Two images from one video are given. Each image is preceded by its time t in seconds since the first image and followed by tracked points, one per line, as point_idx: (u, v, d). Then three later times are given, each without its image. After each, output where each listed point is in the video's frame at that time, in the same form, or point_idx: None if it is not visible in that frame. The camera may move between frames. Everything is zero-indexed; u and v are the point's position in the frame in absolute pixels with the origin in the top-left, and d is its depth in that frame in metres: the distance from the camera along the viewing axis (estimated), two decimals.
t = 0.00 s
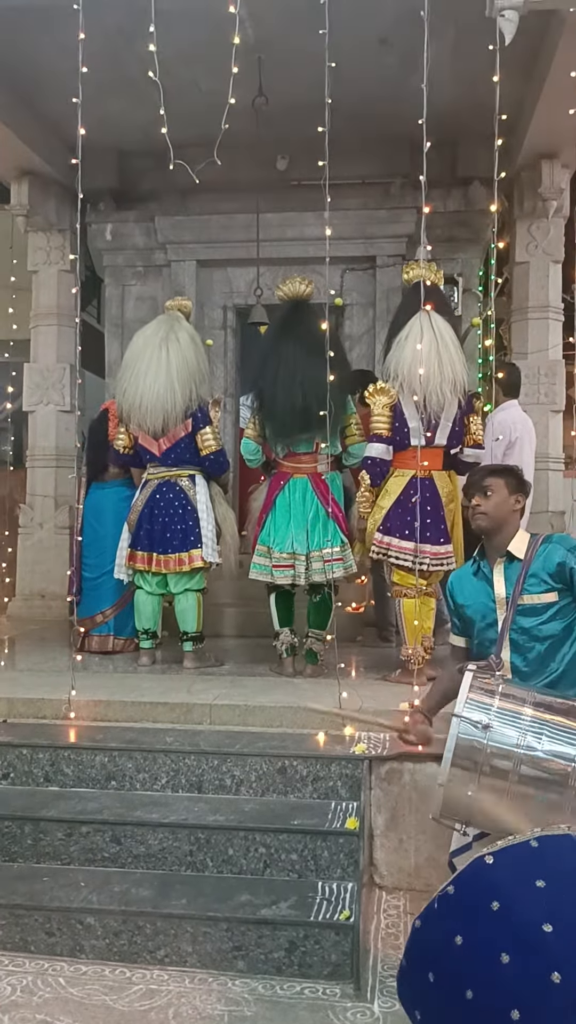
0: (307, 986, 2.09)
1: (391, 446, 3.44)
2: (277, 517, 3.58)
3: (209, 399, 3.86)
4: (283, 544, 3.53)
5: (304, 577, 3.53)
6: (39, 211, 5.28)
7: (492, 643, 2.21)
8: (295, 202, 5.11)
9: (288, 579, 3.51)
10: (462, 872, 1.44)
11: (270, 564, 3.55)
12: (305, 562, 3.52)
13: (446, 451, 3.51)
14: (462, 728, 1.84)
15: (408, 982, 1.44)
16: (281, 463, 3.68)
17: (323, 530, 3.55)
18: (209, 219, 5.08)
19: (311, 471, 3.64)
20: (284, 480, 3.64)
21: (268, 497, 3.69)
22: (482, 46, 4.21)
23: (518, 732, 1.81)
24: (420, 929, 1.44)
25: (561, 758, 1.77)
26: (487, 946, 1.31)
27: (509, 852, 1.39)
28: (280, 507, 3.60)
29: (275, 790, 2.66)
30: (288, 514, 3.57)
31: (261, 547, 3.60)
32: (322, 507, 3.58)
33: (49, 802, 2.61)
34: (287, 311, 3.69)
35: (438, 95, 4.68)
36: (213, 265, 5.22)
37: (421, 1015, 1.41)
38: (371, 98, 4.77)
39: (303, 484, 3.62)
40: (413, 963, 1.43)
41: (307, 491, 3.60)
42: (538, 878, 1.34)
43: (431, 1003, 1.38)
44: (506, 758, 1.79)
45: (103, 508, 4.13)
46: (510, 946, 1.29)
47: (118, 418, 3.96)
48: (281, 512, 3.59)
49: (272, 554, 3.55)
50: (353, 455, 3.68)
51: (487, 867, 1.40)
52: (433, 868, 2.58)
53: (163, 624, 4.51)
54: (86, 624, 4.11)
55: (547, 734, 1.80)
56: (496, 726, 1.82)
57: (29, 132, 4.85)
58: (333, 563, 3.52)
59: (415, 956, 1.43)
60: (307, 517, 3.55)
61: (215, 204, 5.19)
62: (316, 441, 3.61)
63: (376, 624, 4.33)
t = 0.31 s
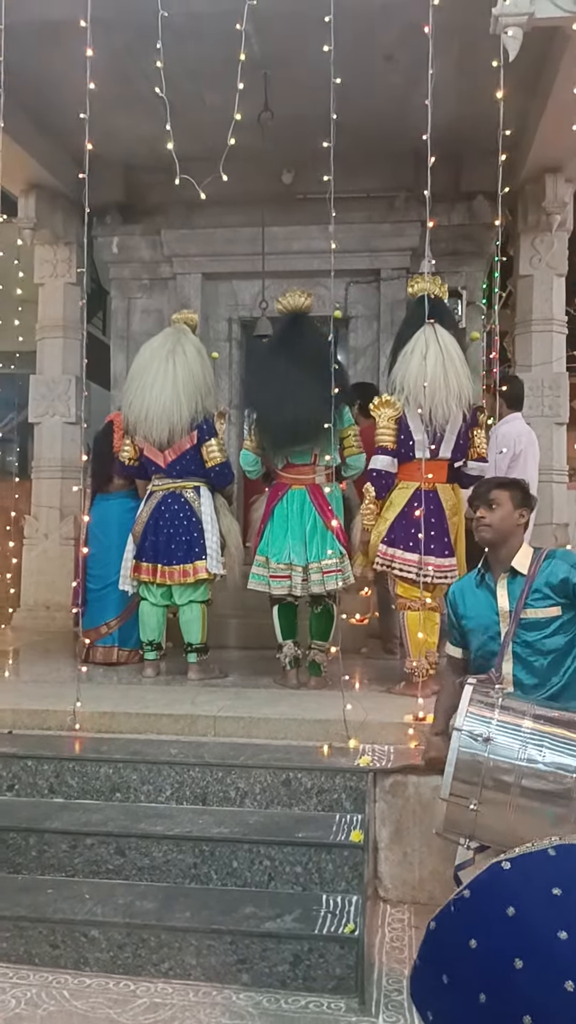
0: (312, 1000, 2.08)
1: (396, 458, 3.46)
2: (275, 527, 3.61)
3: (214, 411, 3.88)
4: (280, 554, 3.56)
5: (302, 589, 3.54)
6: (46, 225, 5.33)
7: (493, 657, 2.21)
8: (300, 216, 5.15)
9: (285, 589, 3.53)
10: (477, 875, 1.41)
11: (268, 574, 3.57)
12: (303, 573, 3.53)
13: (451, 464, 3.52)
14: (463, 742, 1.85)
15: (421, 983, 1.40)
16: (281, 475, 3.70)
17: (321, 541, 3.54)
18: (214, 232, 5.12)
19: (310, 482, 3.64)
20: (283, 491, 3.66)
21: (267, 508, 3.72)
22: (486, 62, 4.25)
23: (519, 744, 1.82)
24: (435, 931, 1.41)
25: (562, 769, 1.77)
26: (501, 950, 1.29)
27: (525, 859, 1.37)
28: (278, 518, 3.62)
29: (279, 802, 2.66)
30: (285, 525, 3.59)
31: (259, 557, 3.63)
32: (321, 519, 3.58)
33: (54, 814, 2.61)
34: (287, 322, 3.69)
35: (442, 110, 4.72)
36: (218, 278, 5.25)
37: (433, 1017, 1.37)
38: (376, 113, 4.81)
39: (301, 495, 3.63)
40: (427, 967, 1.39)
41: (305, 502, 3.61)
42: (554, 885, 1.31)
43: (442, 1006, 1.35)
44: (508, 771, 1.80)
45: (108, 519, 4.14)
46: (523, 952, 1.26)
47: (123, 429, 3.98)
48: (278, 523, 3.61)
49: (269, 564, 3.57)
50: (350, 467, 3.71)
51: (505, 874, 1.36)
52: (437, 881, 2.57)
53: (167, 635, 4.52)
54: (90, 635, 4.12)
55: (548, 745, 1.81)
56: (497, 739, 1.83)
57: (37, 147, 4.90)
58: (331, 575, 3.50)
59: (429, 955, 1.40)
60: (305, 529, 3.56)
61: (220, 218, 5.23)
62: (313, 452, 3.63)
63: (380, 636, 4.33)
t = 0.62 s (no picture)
0: (315, 1016, 2.07)
1: (400, 472, 3.46)
2: (273, 540, 3.62)
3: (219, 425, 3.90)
4: (277, 567, 3.57)
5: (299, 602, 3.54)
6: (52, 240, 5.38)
7: (492, 672, 2.22)
8: (303, 231, 5.19)
9: (283, 602, 3.54)
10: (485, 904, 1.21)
11: (265, 587, 3.59)
12: (301, 587, 3.54)
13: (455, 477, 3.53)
14: (465, 756, 1.86)
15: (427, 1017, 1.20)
16: (278, 488, 3.71)
17: (320, 556, 3.55)
18: (219, 247, 5.16)
19: (307, 496, 3.65)
20: (280, 505, 3.67)
21: (265, 521, 3.73)
22: (488, 79, 4.29)
23: (520, 757, 1.82)
24: (441, 960, 1.21)
25: (562, 785, 1.76)
26: (505, 991, 1.07)
27: (537, 887, 1.16)
28: (276, 531, 3.63)
29: (283, 816, 2.65)
30: (283, 539, 3.60)
31: (259, 571, 3.64)
32: (318, 533, 3.59)
33: (57, 828, 2.61)
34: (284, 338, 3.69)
35: (444, 126, 4.76)
36: (222, 292, 5.29)
37: None
38: (378, 130, 4.86)
39: (298, 509, 3.64)
40: (431, 999, 1.19)
41: (302, 516, 3.62)
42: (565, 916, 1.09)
43: None
44: (509, 786, 1.80)
45: (112, 533, 4.15)
46: (528, 989, 1.05)
47: (127, 443, 4.00)
48: (276, 536, 3.62)
49: (268, 576, 3.58)
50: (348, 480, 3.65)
51: (514, 904, 1.16)
52: (442, 896, 2.56)
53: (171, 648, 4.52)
54: (94, 648, 4.13)
55: (549, 760, 1.80)
56: (498, 753, 1.83)
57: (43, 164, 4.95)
58: (329, 589, 3.52)
59: (434, 986, 1.20)
60: (303, 543, 3.58)
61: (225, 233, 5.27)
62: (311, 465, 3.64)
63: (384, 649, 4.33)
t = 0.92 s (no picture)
0: None
1: (402, 481, 3.47)
2: (271, 550, 3.63)
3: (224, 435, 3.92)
4: (274, 576, 3.58)
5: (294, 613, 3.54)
6: (58, 251, 5.41)
7: (501, 680, 2.21)
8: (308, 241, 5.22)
9: (278, 613, 3.54)
10: (476, 902, 1.37)
11: (261, 596, 3.59)
12: (297, 597, 3.54)
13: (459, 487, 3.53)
14: (470, 758, 1.86)
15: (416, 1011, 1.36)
16: (278, 498, 3.72)
17: (317, 566, 3.56)
18: (224, 258, 5.19)
19: (305, 506, 3.66)
20: (279, 515, 3.68)
21: (265, 531, 3.74)
22: (491, 90, 4.31)
23: (527, 762, 1.82)
24: (430, 958, 1.36)
25: (566, 795, 1.76)
26: (498, 981, 1.24)
27: (525, 887, 1.33)
28: (274, 541, 3.64)
29: (288, 827, 2.65)
30: (281, 549, 3.61)
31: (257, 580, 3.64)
32: (316, 543, 3.60)
33: (62, 838, 2.61)
34: (285, 350, 3.70)
35: (448, 138, 4.79)
36: (227, 303, 5.32)
37: None
38: (382, 141, 4.89)
39: (297, 519, 3.64)
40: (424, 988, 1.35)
41: (300, 526, 3.62)
42: (555, 915, 1.27)
43: None
44: (513, 794, 1.80)
45: (117, 542, 4.16)
46: (522, 983, 1.21)
47: (133, 453, 4.01)
48: (274, 547, 3.63)
49: (264, 586, 3.59)
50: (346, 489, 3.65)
51: (504, 903, 1.32)
52: (447, 908, 2.55)
53: (176, 658, 4.52)
54: (100, 658, 4.13)
55: (555, 767, 1.80)
56: (505, 757, 1.83)
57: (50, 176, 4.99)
58: (325, 599, 3.53)
59: (424, 982, 1.36)
60: (299, 554, 3.58)
61: (230, 244, 5.29)
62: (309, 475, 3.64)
63: (389, 659, 4.33)
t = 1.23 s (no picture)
0: None
1: (404, 487, 3.48)
2: (275, 556, 3.62)
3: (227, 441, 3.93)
4: (278, 582, 3.57)
5: (299, 618, 3.53)
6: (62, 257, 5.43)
7: (506, 690, 2.21)
8: (311, 247, 5.22)
9: (282, 618, 3.52)
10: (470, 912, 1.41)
11: (265, 602, 3.57)
12: (301, 603, 3.53)
13: (461, 491, 3.51)
14: (482, 771, 1.86)
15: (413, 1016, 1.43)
16: (281, 503, 3.72)
17: (321, 571, 3.56)
18: (227, 263, 5.20)
19: (308, 511, 3.66)
20: (282, 519, 3.68)
21: (268, 536, 3.74)
22: (494, 95, 4.32)
23: (539, 773, 1.81)
24: (425, 969, 1.42)
25: None
26: (491, 994, 1.29)
27: (520, 899, 1.35)
28: (277, 546, 3.64)
29: (293, 833, 2.64)
30: (284, 554, 3.60)
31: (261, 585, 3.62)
32: (320, 548, 3.59)
33: (66, 844, 2.60)
34: (289, 355, 3.73)
35: (451, 142, 4.79)
36: (231, 308, 5.33)
37: None
38: (385, 147, 4.90)
39: (300, 524, 3.64)
40: (423, 997, 1.40)
41: (303, 531, 3.62)
42: (547, 927, 1.29)
43: None
44: (525, 805, 1.78)
45: (121, 548, 4.16)
46: (513, 998, 1.26)
47: (137, 459, 4.02)
48: (278, 552, 3.62)
49: (268, 592, 3.57)
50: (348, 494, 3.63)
51: (497, 915, 1.36)
52: (453, 914, 2.54)
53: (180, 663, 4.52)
54: (104, 664, 4.12)
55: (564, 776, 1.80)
56: (516, 769, 1.83)
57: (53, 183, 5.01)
58: (331, 605, 3.52)
59: (422, 989, 1.42)
60: (303, 560, 3.58)
61: (234, 250, 5.30)
62: (312, 479, 3.65)
63: (393, 664, 4.32)
